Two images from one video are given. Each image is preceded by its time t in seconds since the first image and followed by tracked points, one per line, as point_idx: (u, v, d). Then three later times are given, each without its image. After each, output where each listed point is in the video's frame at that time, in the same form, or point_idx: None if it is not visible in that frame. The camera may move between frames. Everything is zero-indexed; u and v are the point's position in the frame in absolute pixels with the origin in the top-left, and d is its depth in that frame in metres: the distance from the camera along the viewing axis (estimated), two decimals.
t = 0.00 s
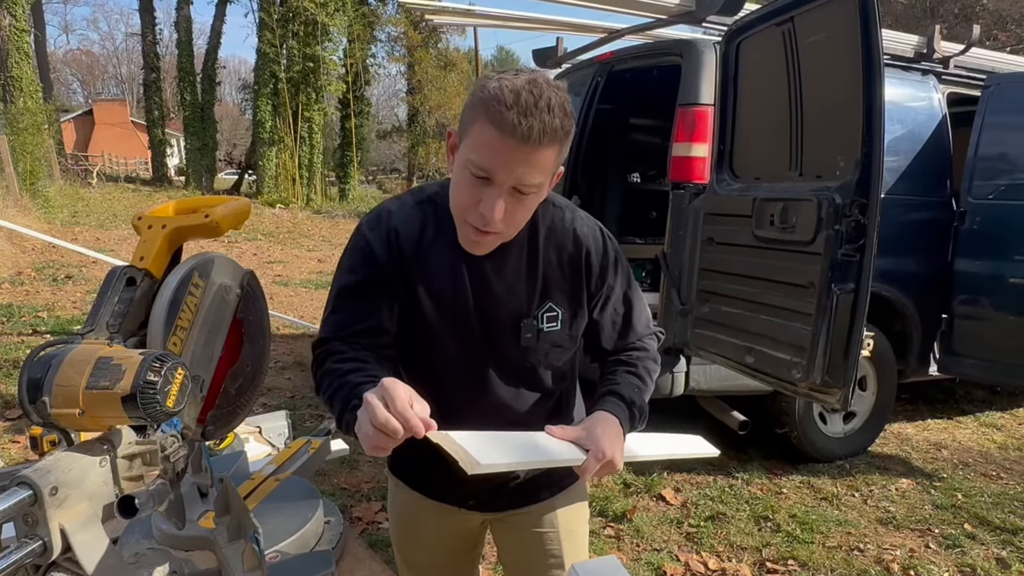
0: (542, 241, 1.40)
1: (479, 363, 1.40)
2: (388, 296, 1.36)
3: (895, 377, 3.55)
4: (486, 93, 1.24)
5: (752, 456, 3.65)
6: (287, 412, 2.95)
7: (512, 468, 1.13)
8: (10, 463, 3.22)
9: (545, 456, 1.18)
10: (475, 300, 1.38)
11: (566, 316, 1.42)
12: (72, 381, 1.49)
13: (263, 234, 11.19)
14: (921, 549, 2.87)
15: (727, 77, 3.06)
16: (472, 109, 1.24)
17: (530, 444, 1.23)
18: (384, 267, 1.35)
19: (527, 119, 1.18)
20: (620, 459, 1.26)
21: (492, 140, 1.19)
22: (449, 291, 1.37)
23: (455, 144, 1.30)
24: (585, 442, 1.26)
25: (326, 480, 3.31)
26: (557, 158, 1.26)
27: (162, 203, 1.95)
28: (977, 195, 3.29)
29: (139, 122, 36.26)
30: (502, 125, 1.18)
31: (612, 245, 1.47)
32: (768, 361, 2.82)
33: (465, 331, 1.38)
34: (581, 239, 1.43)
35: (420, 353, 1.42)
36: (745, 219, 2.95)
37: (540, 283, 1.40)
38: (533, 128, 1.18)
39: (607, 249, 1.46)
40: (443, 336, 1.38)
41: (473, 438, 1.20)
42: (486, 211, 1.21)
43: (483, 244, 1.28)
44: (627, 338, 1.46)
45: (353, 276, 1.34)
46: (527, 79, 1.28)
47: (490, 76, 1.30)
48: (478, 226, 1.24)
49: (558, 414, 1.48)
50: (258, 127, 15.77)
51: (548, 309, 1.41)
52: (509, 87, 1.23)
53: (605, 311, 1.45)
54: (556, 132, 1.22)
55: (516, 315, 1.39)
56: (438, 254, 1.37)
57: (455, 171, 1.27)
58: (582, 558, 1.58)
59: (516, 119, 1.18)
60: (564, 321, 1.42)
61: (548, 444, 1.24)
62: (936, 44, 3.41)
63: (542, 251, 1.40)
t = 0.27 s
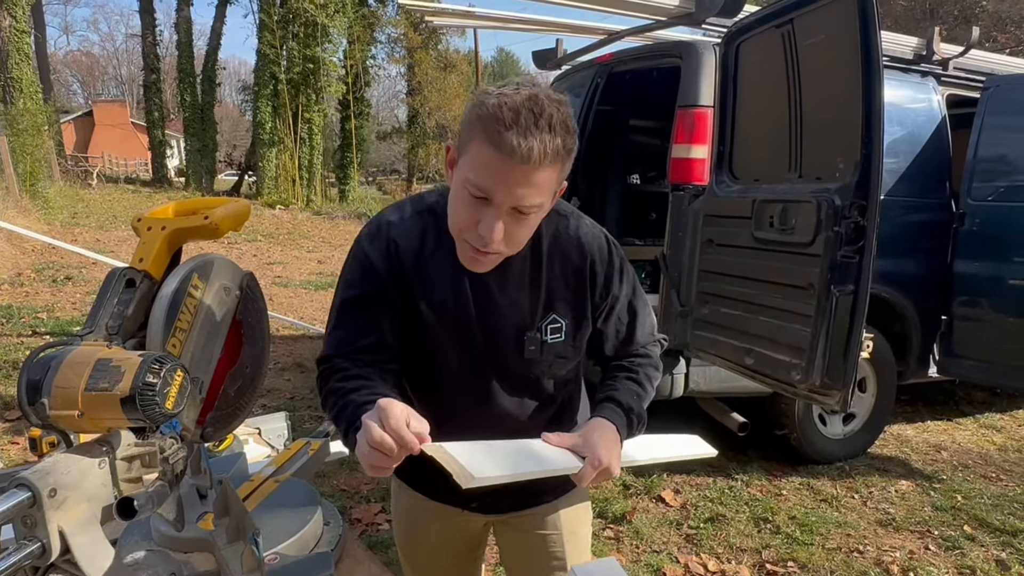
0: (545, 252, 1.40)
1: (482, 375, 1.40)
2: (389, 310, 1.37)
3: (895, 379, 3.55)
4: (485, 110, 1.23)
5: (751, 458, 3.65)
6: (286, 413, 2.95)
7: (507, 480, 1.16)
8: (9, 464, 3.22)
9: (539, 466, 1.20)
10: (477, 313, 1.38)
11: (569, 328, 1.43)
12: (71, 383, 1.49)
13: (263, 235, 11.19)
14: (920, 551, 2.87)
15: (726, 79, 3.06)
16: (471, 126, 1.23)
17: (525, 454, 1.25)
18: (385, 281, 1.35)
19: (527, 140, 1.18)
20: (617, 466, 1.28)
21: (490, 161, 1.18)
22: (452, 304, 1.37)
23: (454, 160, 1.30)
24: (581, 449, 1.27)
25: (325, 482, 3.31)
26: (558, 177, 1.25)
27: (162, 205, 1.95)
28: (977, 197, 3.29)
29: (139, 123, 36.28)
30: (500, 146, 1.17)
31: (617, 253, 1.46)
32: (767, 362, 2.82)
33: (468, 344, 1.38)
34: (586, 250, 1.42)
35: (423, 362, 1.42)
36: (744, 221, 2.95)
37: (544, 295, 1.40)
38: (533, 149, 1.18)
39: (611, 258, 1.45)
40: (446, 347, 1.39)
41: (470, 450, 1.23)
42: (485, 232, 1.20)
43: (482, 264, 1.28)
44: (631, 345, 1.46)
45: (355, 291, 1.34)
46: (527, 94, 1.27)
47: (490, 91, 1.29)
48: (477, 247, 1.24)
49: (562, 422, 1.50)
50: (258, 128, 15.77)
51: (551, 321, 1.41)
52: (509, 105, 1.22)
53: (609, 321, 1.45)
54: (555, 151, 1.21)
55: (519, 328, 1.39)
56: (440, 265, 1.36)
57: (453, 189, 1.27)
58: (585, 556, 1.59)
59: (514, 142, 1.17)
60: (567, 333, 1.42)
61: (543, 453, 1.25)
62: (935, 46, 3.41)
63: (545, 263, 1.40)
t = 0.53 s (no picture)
0: (557, 264, 1.40)
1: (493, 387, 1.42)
2: (397, 323, 1.38)
3: (895, 380, 3.55)
4: (497, 125, 1.22)
5: (751, 459, 3.65)
6: (286, 414, 2.95)
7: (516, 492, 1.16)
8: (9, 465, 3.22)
9: (546, 478, 1.20)
10: (488, 328, 1.38)
11: (581, 342, 1.43)
12: (71, 384, 1.49)
13: (263, 236, 11.20)
14: (920, 552, 2.87)
15: (726, 80, 3.06)
16: (482, 141, 1.23)
17: (530, 465, 1.25)
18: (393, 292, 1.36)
19: (540, 158, 1.17)
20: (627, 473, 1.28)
21: (501, 179, 1.18)
22: (462, 316, 1.38)
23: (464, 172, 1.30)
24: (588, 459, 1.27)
25: (325, 483, 3.31)
26: (572, 194, 1.25)
27: (162, 206, 1.95)
28: (977, 199, 3.29)
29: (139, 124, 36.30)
30: (513, 164, 1.17)
31: (632, 267, 1.45)
32: (767, 363, 2.82)
33: (480, 357, 1.39)
34: (599, 262, 1.42)
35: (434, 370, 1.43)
36: (744, 222, 2.95)
37: (555, 310, 1.40)
38: (547, 167, 1.17)
39: (626, 270, 1.44)
40: (456, 360, 1.40)
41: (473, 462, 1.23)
42: (496, 250, 1.21)
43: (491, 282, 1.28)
44: (643, 358, 1.46)
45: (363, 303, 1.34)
46: (541, 107, 1.26)
47: (503, 102, 1.28)
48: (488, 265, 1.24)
49: (572, 432, 1.51)
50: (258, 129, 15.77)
51: (563, 336, 1.42)
52: (522, 120, 1.21)
53: (622, 335, 1.45)
54: (569, 168, 1.21)
55: (531, 343, 1.40)
56: (449, 276, 1.37)
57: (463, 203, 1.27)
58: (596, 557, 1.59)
59: (527, 161, 1.16)
60: (579, 347, 1.43)
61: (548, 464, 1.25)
62: (935, 47, 3.42)
63: (557, 276, 1.40)
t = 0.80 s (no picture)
0: (568, 272, 1.39)
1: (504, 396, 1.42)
2: (405, 329, 1.39)
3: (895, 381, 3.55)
4: (505, 113, 1.23)
5: (751, 460, 3.65)
6: (286, 415, 2.95)
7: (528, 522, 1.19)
8: (10, 466, 3.22)
9: (558, 505, 1.22)
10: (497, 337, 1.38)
11: (592, 352, 1.43)
12: (71, 385, 1.50)
13: (263, 237, 11.20)
14: (920, 553, 2.87)
15: (726, 81, 3.06)
16: (491, 130, 1.23)
17: (543, 492, 1.27)
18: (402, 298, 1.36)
19: (552, 141, 1.18)
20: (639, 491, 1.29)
21: (515, 165, 1.19)
22: (471, 322, 1.38)
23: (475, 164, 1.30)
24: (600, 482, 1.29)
25: (325, 484, 3.31)
26: (584, 179, 1.25)
27: (162, 207, 1.96)
28: (976, 200, 3.30)
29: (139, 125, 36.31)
30: (524, 149, 1.18)
31: (645, 276, 1.45)
32: (767, 364, 2.83)
33: (490, 365, 1.39)
34: (611, 270, 1.40)
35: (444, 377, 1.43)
36: (744, 223, 2.95)
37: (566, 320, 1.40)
38: (559, 150, 1.18)
39: (638, 280, 1.43)
40: (467, 368, 1.40)
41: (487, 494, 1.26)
42: (511, 239, 1.21)
43: (505, 281, 1.28)
44: (657, 367, 1.46)
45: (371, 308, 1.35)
46: (550, 93, 1.26)
47: (511, 92, 1.29)
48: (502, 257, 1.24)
49: (581, 440, 1.51)
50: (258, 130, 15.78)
51: (574, 345, 1.41)
52: (531, 106, 1.22)
53: (634, 345, 1.44)
54: (583, 155, 1.21)
55: (541, 353, 1.40)
56: (458, 284, 1.37)
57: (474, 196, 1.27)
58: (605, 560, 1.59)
59: (541, 142, 1.17)
60: (590, 357, 1.43)
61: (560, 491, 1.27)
62: (934, 49, 3.42)
63: (568, 284, 1.40)
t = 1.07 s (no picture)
0: (558, 240, 1.38)
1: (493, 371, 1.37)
2: (398, 310, 1.41)
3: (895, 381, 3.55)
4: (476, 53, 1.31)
5: (752, 461, 3.65)
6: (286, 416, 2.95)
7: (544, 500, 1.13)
8: (10, 467, 3.22)
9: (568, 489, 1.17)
10: (488, 304, 1.35)
11: (586, 321, 1.38)
12: (72, 386, 1.50)
13: (263, 237, 11.20)
14: (920, 554, 2.87)
15: (726, 81, 3.06)
16: (467, 74, 1.31)
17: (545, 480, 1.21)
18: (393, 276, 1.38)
19: (526, 56, 1.24)
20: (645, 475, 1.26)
21: (497, 87, 1.25)
22: (460, 294, 1.36)
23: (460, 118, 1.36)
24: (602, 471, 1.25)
25: (325, 484, 3.32)
26: (565, 99, 1.31)
27: (163, 208, 1.96)
28: (976, 201, 3.30)
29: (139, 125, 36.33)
30: (501, 70, 1.25)
31: (634, 248, 1.42)
32: (767, 366, 2.83)
33: (479, 337, 1.36)
34: (600, 240, 1.38)
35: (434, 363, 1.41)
36: (744, 223, 2.95)
37: (559, 285, 1.37)
38: (534, 63, 1.25)
39: (630, 255, 1.41)
40: (458, 343, 1.37)
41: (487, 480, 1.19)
42: (507, 158, 1.25)
43: (508, 211, 1.28)
44: (648, 350, 1.42)
45: (362, 290, 1.37)
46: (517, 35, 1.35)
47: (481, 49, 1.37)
48: (500, 182, 1.27)
49: (578, 422, 1.45)
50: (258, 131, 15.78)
51: (567, 312, 1.37)
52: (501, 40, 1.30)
53: (627, 318, 1.40)
54: (560, 69, 1.27)
55: (534, 317, 1.36)
56: (448, 257, 1.37)
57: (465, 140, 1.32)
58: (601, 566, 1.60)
59: (515, 59, 1.24)
60: (583, 326, 1.38)
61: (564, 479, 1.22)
62: (934, 49, 3.42)
63: (559, 251, 1.37)
